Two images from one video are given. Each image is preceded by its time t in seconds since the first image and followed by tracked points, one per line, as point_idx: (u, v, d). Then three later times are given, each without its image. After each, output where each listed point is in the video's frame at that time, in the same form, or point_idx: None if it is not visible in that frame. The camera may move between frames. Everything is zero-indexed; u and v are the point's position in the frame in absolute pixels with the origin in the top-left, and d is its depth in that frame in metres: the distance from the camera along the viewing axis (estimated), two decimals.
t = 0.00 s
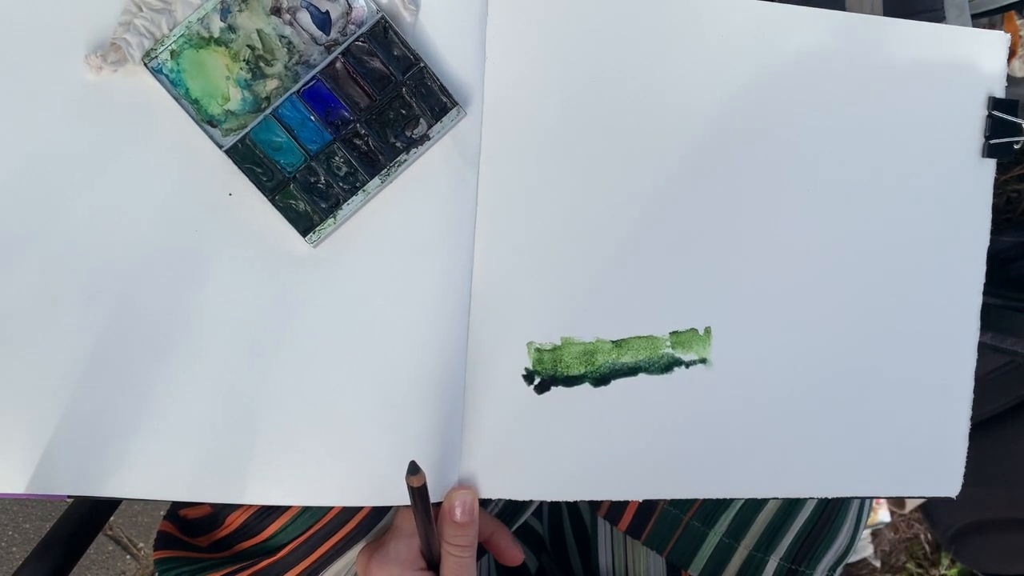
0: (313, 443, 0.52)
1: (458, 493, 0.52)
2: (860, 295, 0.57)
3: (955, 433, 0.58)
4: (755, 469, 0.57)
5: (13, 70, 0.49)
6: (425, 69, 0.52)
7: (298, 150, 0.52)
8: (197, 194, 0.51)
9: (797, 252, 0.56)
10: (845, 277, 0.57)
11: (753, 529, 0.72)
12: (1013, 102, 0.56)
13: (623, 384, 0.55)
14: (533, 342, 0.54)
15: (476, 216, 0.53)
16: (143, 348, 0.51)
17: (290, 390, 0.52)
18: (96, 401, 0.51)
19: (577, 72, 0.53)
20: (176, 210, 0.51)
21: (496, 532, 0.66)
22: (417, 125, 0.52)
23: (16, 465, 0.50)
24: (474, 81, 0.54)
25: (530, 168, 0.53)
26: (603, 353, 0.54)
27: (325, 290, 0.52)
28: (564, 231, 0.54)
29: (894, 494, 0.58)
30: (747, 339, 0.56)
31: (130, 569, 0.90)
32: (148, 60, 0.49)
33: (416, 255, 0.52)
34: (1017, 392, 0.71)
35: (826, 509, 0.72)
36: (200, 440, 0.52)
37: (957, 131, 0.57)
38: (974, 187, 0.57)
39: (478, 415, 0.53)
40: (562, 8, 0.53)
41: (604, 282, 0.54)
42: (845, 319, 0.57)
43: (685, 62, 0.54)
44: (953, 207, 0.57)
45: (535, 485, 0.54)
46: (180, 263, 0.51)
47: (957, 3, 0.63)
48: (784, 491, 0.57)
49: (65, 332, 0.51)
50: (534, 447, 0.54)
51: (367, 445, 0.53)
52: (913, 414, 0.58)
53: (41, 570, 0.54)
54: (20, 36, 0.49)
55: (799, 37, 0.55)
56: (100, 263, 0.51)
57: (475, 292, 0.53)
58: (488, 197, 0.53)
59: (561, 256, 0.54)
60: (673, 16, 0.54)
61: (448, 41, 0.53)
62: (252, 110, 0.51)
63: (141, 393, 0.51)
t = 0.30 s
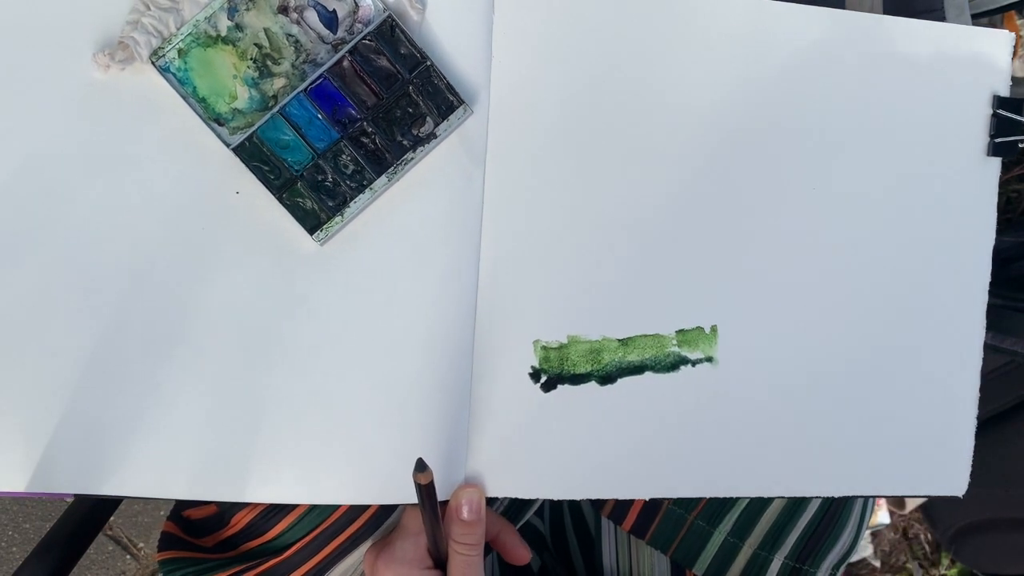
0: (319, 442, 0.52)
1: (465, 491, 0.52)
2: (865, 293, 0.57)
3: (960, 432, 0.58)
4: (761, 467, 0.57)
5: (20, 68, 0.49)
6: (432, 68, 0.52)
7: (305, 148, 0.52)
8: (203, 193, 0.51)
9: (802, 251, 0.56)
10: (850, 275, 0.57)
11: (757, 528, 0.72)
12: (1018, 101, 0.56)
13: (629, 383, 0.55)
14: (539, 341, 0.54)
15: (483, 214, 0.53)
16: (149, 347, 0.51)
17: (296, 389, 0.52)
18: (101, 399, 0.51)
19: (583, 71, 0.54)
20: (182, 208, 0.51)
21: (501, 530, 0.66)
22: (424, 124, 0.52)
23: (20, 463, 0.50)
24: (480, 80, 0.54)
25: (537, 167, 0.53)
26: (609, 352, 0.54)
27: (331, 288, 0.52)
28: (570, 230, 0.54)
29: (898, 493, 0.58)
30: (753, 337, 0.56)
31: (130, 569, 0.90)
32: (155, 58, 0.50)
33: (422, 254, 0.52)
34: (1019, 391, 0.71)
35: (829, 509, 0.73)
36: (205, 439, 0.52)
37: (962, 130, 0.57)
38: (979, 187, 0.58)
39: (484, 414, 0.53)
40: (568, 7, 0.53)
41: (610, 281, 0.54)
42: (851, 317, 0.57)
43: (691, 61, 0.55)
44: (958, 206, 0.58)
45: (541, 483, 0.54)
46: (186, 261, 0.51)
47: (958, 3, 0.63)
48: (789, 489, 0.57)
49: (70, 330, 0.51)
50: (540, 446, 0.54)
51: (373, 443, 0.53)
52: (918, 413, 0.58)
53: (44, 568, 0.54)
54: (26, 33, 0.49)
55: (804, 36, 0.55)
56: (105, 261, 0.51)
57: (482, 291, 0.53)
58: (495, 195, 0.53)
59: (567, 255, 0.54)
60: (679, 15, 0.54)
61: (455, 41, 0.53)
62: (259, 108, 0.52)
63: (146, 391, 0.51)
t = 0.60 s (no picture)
0: (317, 443, 0.52)
1: (461, 492, 0.52)
2: (863, 294, 0.57)
3: (959, 432, 0.58)
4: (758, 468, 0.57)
5: (17, 71, 0.50)
6: (428, 69, 0.52)
7: (301, 150, 0.52)
8: (200, 194, 0.51)
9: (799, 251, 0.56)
10: (848, 276, 0.57)
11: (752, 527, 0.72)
12: (1016, 101, 0.56)
13: (626, 384, 0.55)
14: (537, 342, 0.54)
15: (480, 216, 0.53)
16: (146, 349, 0.51)
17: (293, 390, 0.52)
18: (99, 401, 0.51)
19: (578, 71, 0.54)
20: (180, 210, 0.51)
21: (499, 531, 0.67)
22: (420, 125, 0.52)
23: (18, 465, 0.50)
24: (477, 81, 0.54)
25: (533, 169, 0.53)
26: (606, 353, 0.54)
27: (327, 289, 0.52)
28: (567, 231, 0.54)
29: (896, 494, 0.58)
30: (750, 338, 0.56)
31: (130, 569, 0.90)
32: (152, 60, 0.50)
33: (418, 255, 0.52)
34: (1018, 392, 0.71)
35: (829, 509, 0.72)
36: (202, 440, 0.52)
37: (960, 129, 0.57)
38: (976, 187, 0.57)
39: (481, 415, 0.53)
40: (563, 8, 0.53)
41: (608, 281, 0.54)
42: (848, 317, 0.57)
43: (688, 61, 0.55)
44: (956, 206, 0.57)
45: (538, 485, 0.54)
46: (182, 263, 0.51)
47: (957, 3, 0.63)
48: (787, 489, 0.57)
49: (67, 332, 0.51)
50: (537, 447, 0.54)
51: (370, 445, 0.53)
52: (916, 414, 0.58)
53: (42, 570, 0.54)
54: (23, 35, 0.50)
55: (801, 37, 0.55)
56: (102, 262, 0.51)
57: (478, 292, 0.53)
58: (491, 197, 0.53)
59: (563, 256, 0.54)
60: (675, 16, 0.54)
61: (452, 42, 0.53)
62: (256, 110, 0.51)
63: (143, 393, 0.51)
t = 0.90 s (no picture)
0: (316, 442, 0.52)
1: (461, 492, 0.52)
2: (862, 292, 0.57)
3: (958, 432, 0.58)
4: (757, 467, 0.57)
5: (17, 70, 0.50)
6: (427, 69, 0.52)
7: (300, 150, 0.52)
8: (200, 193, 0.51)
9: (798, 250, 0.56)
10: (847, 275, 0.57)
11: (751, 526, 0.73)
12: (1014, 100, 0.56)
13: (625, 383, 0.55)
14: (536, 341, 0.54)
15: (479, 215, 0.53)
16: (145, 348, 0.51)
17: (292, 389, 0.52)
18: (98, 400, 0.51)
19: (577, 71, 0.54)
20: (179, 209, 0.51)
21: (499, 530, 0.66)
22: (419, 125, 0.52)
23: (17, 464, 0.50)
24: (476, 81, 0.54)
25: (533, 168, 0.53)
26: (606, 352, 0.54)
27: (326, 289, 0.52)
28: (566, 231, 0.54)
29: (894, 493, 0.58)
30: (750, 337, 0.56)
31: (130, 569, 0.90)
32: (151, 60, 0.50)
33: (418, 254, 0.52)
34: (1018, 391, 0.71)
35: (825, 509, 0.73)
36: (201, 439, 0.52)
37: (959, 128, 0.57)
38: (976, 186, 0.57)
39: (480, 414, 0.53)
40: (562, 8, 0.53)
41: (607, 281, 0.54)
42: (847, 316, 0.57)
43: (687, 61, 0.55)
44: (955, 206, 0.57)
45: (537, 484, 0.54)
46: (182, 262, 0.51)
47: (957, 3, 0.63)
48: (786, 489, 0.57)
49: (67, 331, 0.51)
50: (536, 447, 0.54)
51: (370, 444, 0.53)
52: (915, 413, 0.58)
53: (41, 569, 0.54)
54: (23, 35, 0.50)
55: (800, 36, 0.55)
56: (101, 262, 0.51)
57: (477, 292, 0.53)
58: (490, 196, 0.53)
59: (562, 256, 0.54)
60: (675, 15, 0.54)
61: (451, 41, 0.53)
62: (255, 110, 0.52)
63: (143, 392, 0.51)
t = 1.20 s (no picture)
0: (314, 441, 0.52)
1: (459, 492, 0.52)
2: (861, 292, 0.57)
3: (957, 432, 0.58)
4: (756, 467, 0.57)
5: (15, 70, 0.50)
6: (425, 68, 0.52)
7: (298, 149, 0.52)
8: (197, 193, 0.51)
9: (798, 250, 0.56)
10: (846, 274, 0.57)
11: (750, 526, 0.73)
12: (1013, 99, 0.56)
13: (623, 383, 0.55)
14: (534, 341, 0.54)
15: (477, 215, 0.53)
16: (144, 348, 0.51)
17: (290, 389, 0.52)
18: (97, 400, 0.51)
19: (576, 70, 0.54)
20: (178, 209, 0.51)
21: (497, 530, 0.66)
22: (417, 125, 0.52)
23: (15, 464, 0.50)
24: (474, 80, 0.54)
25: (531, 168, 0.53)
26: (604, 352, 0.54)
27: (324, 288, 0.52)
28: (564, 231, 0.54)
29: (893, 493, 0.58)
30: (748, 337, 0.56)
31: (130, 569, 0.90)
32: (148, 60, 0.50)
33: (416, 254, 0.52)
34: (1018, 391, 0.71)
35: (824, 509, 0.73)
36: (200, 439, 0.52)
37: (958, 128, 0.57)
38: (975, 186, 0.57)
39: (479, 414, 0.53)
40: (561, 7, 0.53)
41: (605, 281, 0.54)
42: (846, 316, 0.57)
43: (686, 60, 0.55)
44: (954, 206, 0.57)
45: (535, 484, 0.54)
46: (180, 262, 0.51)
47: (957, 2, 0.63)
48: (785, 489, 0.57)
49: (66, 330, 0.51)
50: (535, 447, 0.54)
51: (368, 444, 0.53)
52: (914, 413, 0.58)
53: (40, 569, 0.54)
54: (21, 35, 0.50)
55: (799, 35, 0.55)
56: (100, 262, 0.51)
57: (476, 291, 0.53)
58: (488, 196, 0.53)
59: (560, 255, 0.54)
60: (673, 14, 0.54)
61: (450, 41, 0.53)
62: (253, 110, 0.52)
63: (141, 391, 0.51)
